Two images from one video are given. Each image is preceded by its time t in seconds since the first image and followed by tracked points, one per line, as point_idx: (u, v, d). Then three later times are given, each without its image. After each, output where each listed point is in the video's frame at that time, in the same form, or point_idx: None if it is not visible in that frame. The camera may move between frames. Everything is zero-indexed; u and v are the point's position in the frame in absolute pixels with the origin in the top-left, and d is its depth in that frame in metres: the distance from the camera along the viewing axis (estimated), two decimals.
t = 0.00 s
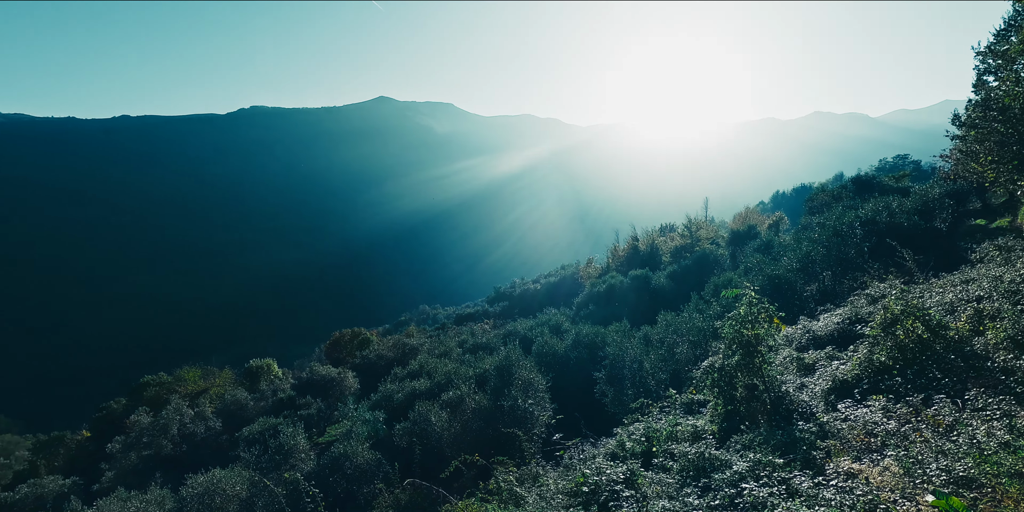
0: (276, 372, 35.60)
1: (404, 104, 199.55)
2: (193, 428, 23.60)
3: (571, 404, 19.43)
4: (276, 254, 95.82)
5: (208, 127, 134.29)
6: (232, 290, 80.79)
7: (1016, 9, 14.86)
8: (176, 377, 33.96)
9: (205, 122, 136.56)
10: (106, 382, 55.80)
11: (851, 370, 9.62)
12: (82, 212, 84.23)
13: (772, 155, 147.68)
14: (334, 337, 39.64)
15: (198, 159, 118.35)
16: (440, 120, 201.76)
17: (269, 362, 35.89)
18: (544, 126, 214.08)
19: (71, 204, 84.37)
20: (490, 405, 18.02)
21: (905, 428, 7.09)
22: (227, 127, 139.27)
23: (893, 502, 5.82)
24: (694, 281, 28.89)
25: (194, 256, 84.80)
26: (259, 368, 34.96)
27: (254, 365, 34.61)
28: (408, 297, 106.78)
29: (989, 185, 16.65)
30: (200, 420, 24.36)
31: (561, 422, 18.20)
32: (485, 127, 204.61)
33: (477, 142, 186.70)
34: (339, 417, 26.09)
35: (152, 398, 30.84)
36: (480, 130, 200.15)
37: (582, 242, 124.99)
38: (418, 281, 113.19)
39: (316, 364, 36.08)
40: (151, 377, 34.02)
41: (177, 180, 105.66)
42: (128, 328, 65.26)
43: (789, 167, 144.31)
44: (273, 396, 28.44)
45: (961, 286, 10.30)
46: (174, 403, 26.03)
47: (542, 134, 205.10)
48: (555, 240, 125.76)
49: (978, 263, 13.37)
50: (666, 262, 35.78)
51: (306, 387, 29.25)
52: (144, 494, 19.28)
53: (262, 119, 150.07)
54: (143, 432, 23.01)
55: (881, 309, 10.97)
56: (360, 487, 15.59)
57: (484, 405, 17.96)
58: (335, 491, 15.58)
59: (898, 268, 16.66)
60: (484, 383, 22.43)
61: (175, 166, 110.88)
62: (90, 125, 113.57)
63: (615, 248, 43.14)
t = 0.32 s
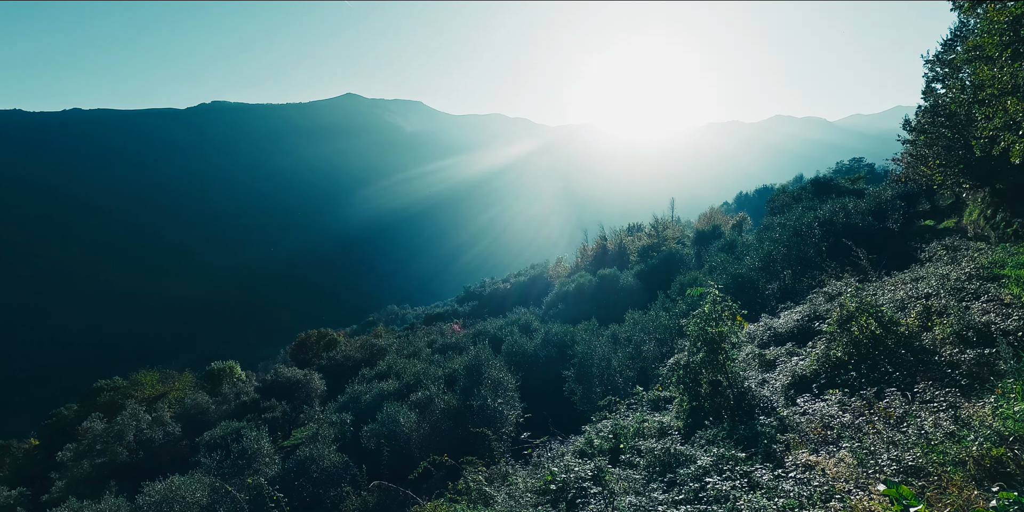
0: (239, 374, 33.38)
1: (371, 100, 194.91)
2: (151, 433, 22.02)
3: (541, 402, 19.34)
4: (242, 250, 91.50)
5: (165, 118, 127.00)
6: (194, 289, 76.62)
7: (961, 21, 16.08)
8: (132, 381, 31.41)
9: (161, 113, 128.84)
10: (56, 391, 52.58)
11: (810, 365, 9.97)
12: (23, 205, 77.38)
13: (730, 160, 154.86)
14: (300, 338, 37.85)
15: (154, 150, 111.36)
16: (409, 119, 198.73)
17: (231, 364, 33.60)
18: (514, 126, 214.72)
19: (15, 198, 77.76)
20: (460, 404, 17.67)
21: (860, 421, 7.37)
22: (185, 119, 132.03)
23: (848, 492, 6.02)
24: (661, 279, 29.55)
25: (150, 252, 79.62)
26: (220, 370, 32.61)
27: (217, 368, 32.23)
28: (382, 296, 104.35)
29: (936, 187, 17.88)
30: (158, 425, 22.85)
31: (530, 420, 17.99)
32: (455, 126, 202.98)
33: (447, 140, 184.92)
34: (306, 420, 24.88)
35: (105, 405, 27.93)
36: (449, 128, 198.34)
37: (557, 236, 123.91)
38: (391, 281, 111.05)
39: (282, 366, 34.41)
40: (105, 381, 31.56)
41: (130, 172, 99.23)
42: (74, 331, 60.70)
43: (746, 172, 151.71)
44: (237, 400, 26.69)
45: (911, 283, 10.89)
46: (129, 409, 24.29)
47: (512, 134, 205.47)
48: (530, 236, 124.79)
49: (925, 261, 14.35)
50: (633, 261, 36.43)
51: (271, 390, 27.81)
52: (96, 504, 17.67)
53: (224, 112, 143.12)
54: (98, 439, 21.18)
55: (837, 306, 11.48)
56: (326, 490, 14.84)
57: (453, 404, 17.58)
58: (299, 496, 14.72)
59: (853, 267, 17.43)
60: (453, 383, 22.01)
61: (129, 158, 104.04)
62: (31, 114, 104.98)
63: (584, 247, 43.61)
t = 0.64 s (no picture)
0: (202, 377, 31.30)
1: (337, 97, 189.74)
2: (106, 439, 19.77)
3: (510, 402, 19.14)
4: (206, 249, 88.11)
5: (119, 119, 121.43)
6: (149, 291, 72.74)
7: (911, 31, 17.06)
8: (86, 385, 28.64)
9: (114, 113, 122.90)
10: None
11: (770, 361, 10.29)
12: None
13: (694, 163, 160.74)
14: (264, 339, 36.21)
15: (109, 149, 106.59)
16: (379, 116, 194.99)
17: (192, 367, 31.50)
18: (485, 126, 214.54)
19: None
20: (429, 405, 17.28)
21: (817, 414, 7.63)
22: (142, 117, 126.47)
23: (804, 483, 6.20)
24: (629, 278, 30.12)
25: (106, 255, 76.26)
26: (181, 373, 30.40)
27: (176, 371, 30.22)
28: (358, 290, 101.71)
29: (890, 190, 18.92)
30: (114, 430, 20.64)
31: (499, 419, 17.69)
32: (425, 124, 200.64)
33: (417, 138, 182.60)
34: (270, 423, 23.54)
35: (54, 411, 26.13)
36: (419, 127, 195.95)
37: (534, 228, 121.91)
38: (367, 275, 108.78)
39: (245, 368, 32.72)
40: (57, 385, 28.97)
41: (83, 173, 94.91)
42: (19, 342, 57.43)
43: (709, 173, 157.76)
44: (200, 402, 24.72)
45: (865, 281, 11.45)
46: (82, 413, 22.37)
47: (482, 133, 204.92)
48: (505, 230, 123.76)
49: (878, 260, 15.13)
50: (602, 260, 36.96)
51: (234, 393, 26.24)
52: None
53: (182, 110, 137.28)
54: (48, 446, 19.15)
55: (797, 304, 11.93)
56: (293, 495, 13.99)
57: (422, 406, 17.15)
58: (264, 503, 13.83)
59: (812, 266, 18.15)
60: (422, 383, 21.50)
61: (82, 158, 99.44)
62: None
63: (554, 246, 43.91)
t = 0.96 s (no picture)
0: (163, 381, 29.57)
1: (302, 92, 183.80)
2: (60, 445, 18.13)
3: (480, 401, 18.91)
4: (166, 247, 83.43)
5: (67, 108, 113.25)
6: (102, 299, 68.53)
7: (868, 39, 17.98)
8: (36, 390, 26.39)
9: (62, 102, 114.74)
10: None
11: (735, 358, 10.53)
12: None
13: (660, 165, 165.64)
14: (229, 340, 34.61)
15: (61, 139, 100.37)
16: (348, 112, 190.22)
17: (153, 370, 29.67)
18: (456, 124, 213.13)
19: None
20: (398, 406, 16.87)
21: (780, 409, 7.82)
22: (94, 108, 118.80)
23: (767, 476, 6.30)
24: (600, 276, 30.41)
25: (61, 250, 71.98)
26: (140, 377, 28.57)
27: (135, 374, 28.41)
28: (333, 287, 98.55)
29: (848, 190, 19.83)
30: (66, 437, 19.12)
31: (467, 418, 17.32)
32: (395, 121, 197.28)
33: (387, 135, 179.29)
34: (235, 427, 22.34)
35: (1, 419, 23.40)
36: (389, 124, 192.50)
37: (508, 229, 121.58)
38: (343, 271, 105.65)
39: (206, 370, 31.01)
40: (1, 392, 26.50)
41: (29, 165, 88.53)
42: None
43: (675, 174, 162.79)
44: (160, 406, 23.39)
45: (826, 279, 11.94)
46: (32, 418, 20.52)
47: (454, 132, 203.50)
48: (480, 231, 123.13)
49: (838, 259, 15.77)
50: (573, 259, 37.26)
51: (196, 396, 24.73)
52: None
53: (138, 102, 129.72)
54: None
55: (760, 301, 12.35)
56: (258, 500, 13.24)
57: (392, 407, 16.73)
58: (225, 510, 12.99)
59: (776, 265, 18.79)
60: (391, 384, 20.93)
61: (29, 147, 93.27)
62: None
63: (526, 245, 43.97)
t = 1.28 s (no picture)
0: (121, 385, 27.41)
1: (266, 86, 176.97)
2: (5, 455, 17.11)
3: (453, 402, 18.58)
4: (120, 249, 78.73)
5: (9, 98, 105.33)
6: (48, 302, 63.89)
7: (827, 47, 18.82)
8: None
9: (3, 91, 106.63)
10: None
11: (701, 355, 10.73)
12: None
13: (628, 166, 169.54)
14: (192, 342, 32.70)
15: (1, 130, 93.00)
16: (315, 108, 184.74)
17: (110, 373, 27.55)
18: (427, 123, 210.63)
19: None
20: (367, 408, 16.37)
21: (744, 404, 8.00)
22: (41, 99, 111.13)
23: (732, 470, 6.41)
24: (569, 275, 30.45)
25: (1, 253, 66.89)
26: (95, 381, 26.49)
27: (91, 378, 26.36)
28: (305, 283, 94.62)
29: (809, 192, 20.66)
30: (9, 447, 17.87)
31: (438, 419, 16.95)
32: (364, 118, 193.07)
33: (355, 132, 175.17)
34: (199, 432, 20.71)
35: None
36: (357, 120, 188.11)
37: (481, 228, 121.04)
38: (318, 268, 102.51)
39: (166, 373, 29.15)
40: None
41: None
42: None
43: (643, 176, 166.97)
44: (116, 412, 21.89)
45: (788, 278, 12.39)
46: None
47: (424, 130, 201.05)
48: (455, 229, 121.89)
49: (800, 259, 16.36)
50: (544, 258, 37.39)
51: (157, 400, 23.20)
52: None
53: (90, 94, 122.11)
54: None
55: (725, 300, 12.70)
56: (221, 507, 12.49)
57: (361, 408, 16.21)
58: None
59: (741, 264, 19.39)
60: (360, 385, 20.29)
61: None
62: None
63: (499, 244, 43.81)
